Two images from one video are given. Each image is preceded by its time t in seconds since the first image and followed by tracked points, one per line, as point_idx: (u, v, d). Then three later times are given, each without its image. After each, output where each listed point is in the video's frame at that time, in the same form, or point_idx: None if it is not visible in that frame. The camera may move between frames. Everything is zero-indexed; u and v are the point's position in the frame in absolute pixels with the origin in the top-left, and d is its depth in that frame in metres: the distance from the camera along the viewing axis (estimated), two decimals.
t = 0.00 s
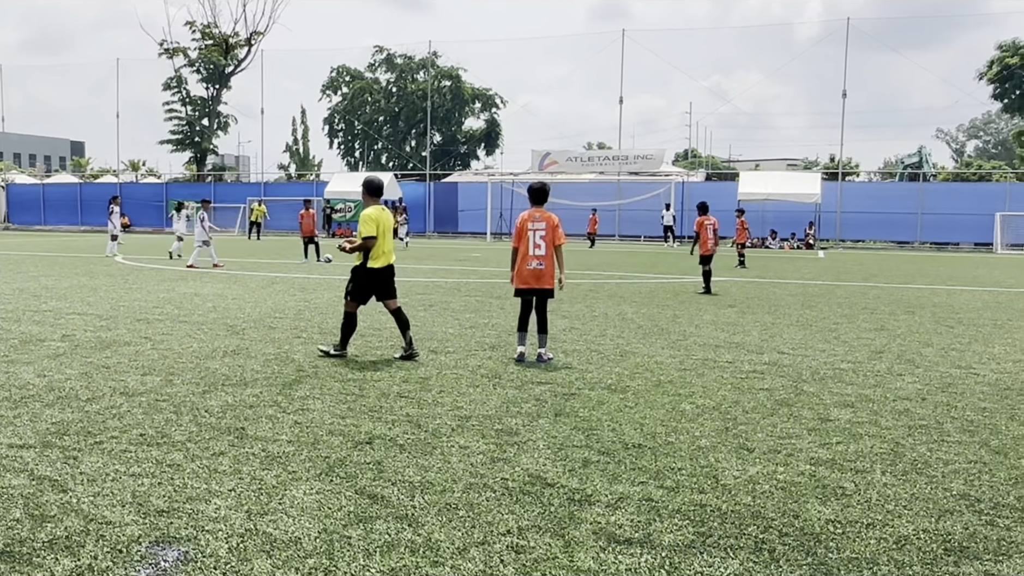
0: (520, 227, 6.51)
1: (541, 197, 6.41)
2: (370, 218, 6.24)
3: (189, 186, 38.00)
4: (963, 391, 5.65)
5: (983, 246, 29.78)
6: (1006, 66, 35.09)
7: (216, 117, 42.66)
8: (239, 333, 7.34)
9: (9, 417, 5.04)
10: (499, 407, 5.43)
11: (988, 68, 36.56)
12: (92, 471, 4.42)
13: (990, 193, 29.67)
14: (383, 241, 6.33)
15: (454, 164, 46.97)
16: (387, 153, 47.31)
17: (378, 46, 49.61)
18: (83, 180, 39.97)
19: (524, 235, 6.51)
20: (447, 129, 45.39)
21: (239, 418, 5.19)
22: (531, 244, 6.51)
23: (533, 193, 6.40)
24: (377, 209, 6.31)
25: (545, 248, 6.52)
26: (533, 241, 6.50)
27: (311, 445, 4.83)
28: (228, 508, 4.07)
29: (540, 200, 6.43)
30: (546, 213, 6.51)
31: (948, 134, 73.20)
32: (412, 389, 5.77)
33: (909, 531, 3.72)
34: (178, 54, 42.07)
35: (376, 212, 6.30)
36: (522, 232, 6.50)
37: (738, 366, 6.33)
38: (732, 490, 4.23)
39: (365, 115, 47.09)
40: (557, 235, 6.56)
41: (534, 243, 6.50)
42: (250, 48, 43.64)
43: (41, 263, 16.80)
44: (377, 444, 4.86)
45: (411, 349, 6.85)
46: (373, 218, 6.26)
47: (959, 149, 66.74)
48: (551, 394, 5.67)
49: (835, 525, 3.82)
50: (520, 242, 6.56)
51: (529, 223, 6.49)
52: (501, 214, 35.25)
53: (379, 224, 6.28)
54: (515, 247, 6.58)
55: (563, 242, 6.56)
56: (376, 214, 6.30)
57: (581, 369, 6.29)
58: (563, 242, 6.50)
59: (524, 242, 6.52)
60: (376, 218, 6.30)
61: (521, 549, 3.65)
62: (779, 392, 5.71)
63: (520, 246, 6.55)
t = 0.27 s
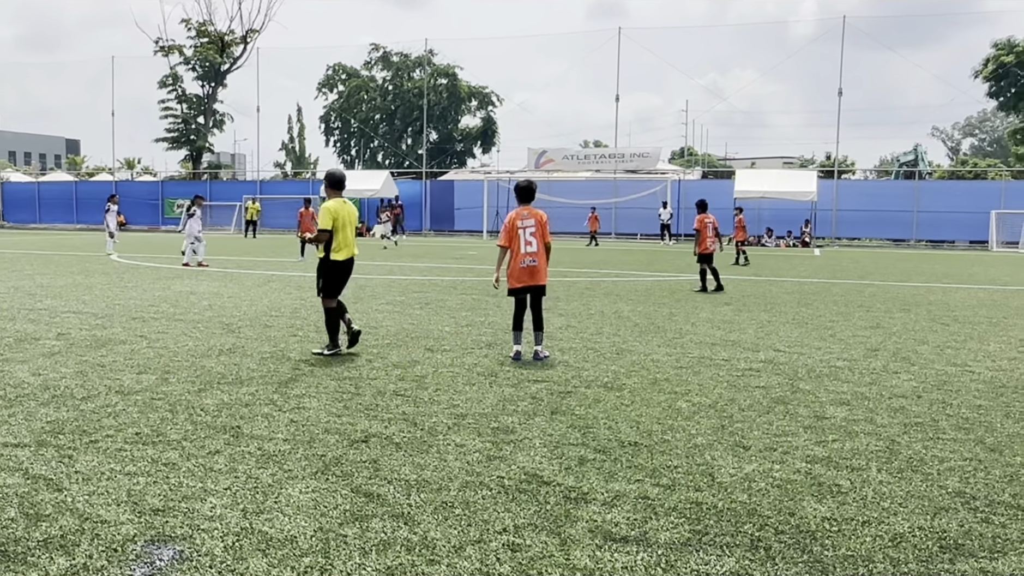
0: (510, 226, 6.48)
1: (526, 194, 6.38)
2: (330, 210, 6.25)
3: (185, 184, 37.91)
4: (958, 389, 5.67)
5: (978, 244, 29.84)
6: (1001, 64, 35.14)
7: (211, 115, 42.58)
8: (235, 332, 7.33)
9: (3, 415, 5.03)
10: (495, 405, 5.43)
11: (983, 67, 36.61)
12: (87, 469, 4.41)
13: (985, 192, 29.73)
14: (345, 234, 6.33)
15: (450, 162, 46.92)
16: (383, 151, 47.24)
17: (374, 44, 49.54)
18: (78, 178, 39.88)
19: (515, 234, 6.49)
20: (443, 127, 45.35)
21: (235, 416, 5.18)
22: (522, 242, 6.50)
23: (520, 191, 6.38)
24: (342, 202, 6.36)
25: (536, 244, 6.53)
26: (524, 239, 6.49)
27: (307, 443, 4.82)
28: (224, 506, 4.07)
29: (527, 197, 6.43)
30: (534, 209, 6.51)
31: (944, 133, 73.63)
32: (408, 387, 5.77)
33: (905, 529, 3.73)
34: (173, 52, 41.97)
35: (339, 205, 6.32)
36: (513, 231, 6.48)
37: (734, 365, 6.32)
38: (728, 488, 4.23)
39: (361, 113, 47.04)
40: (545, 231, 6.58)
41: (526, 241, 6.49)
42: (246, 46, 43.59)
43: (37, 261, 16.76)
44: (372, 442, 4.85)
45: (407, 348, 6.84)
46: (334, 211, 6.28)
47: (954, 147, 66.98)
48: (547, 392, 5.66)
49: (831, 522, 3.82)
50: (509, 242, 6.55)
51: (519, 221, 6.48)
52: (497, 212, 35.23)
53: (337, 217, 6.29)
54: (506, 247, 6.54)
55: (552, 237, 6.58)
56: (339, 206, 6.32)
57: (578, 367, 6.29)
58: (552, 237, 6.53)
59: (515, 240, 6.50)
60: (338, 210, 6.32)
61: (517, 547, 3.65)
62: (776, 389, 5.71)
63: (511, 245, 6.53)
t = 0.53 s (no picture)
0: (502, 227, 6.49)
1: (517, 192, 6.35)
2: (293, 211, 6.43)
3: (179, 182, 37.80)
4: (953, 386, 5.67)
5: (972, 242, 29.88)
6: (996, 62, 35.19)
7: (206, 113, 42.47)
8: (230, 330, 7.31)
9: None
10: (490, 404, 5.42)
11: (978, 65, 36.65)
12: (80, 469, 4.40)
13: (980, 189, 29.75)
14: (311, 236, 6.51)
15: (446, 159, 46.87)
16: (378, 149, 47.19)
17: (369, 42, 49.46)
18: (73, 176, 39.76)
19: (506, 234, 6.50)
20: (438, 125, 45.29)
21: (229, 415, 5.17)
22: (514, 241, 6.50)
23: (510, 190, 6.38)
24: (308, 205, 6.59)
25: (529, 242, 6.51)
26: (516, 238, 6.49)
27: (301, 442, 4.81)
28: (218, 505, 4.06)
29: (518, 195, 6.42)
30: (525, 208, 6.50)
31: (938, 130, 73.76)
32: (403, 386, 5.76)
33: (899, 527, 3.73)
34: (168, 50, 41.85)
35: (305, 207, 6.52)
36: (504, 231, 6.49)
37: (730, 363, 6.32)
38: (722, 486, 4.24)
39: (356, 111, 46.95)
40: (539, 228, 6.55)
41: (518, 240, 6.49)
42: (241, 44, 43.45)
43: (30, 260, 16.69)
44: (367, 441, 4.85)
45: (402, 346, 6.83)
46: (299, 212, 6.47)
47: (949, 145, 67.10)
48: (542, 391, 5.66)
49: (825, 520, 3.83)
50: (503, 241, 6.57)
51: (510, 220, 6.48)
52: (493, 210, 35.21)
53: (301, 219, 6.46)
54: (500, 247, 6.56)
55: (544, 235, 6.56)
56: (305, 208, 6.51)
57: (572, 365, 6.29)
58: (542, 234, 6.51)
59: (507, 240, 6.52)
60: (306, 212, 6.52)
61: (512, 546, 3.65)
62: (771, 388, 5.72)
63: (505, 245, 6.55)
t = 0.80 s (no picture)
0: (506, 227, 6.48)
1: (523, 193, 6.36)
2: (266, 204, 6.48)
3: (174, 181, 37.70)
4: (946, 384, 5.69)
5: (967, 241, 29.94)
6: (990, 61, 35.26)
7: (201, 111, 42.38)
8: (224, 329, 7.30)
9: None
10: (484, 402, 5.41)
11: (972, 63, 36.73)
12: (73, 468, 4.39)
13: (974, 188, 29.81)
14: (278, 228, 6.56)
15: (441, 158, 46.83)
16: (374, 147, 47.16)
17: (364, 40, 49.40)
18: (67, 175, 39.66)
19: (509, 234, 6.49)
20: (433, 123, 45.26)
21: (223, 414, 5.16)
22: (516, 242, 6.48)
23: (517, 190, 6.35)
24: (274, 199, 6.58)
25: (530, 244, 6.47)
26: (517, 239, 6.46)
27: (296, 441, 4.81)
28: (212, 504, 4.06)
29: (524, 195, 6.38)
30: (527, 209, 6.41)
31: (933, 129, 74.02)
32: (398, 384, 5.75)
33: (892, 525, 3.74)
34: (162, 48, 41.76)
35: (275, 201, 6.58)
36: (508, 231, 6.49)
37: (724, 361, 6.33)
38: (716, 484, 4.24)
39: (351, 109, 46.88)
40: (543, 229, 6.46)
41: (519, 242, 6.47)
42: (235, 42, 43.35)
43: (23, 259, 16.64)
44: (362, 439, 4.84)
45: (396, 345, 6.82)
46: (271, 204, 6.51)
47: (943, 144, 67.33)
48: (537, 389, 5.66)
49: (819, 518, 3.83)
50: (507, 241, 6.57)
51: (513, 222, 6.45)
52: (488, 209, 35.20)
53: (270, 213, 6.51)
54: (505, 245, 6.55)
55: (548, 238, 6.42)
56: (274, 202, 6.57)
57: (567, 364, 6.29)
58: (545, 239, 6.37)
59: (509, 240, 6.51)
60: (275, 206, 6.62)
61: (506, 544, 3.65)
62: (765, 385, 5.73)
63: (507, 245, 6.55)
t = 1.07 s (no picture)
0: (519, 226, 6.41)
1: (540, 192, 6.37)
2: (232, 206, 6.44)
3: (169, 180, 37.63)
4: (941, 383, 5.70)
5: (962, 240, 29.98)
6: (985, 61, 35.33)
7: (196, 110, 42.32)
8: (220, 328, 7.29)
9: None
10: (479, 402, 5.40)
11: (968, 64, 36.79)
12: (68, 467, 4.39)
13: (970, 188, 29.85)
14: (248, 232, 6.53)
15: (437, 157, 46.80)
16: (370, 147, 47.14)
17: (359, 40, 49.37)
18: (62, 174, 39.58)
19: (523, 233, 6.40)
20: (429, 122, 45.25)
21: (218, 413, 5.15)
22: (528, 242, 6.39)
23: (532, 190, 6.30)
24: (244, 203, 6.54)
25: (541, 245, 6.37)
26: (530, 239, 6.38)
27: (291, 440, 4.81)
28: (206, 504, 4.05)
29: (539, 195, 6.33)
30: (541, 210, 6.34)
31: (929, 129, 74.23)
32: (394, 383, 5.75)
33: (887, 523, 3.74)
34: (158, 47, 41.67)
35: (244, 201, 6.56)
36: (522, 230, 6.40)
37: (719, 360, 6.34)
38: (712, 483, 4.24)
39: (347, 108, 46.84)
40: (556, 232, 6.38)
41: (532, 242, 6.38)
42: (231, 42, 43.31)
43: (19, 258, 16.61)
44: (357, 439, 4.84)
45: (393, 344, 6.82)
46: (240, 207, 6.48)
47: (938, 144, 67.49)
48: (533, 388, 5.66)
49: (814, 516, 3.83)
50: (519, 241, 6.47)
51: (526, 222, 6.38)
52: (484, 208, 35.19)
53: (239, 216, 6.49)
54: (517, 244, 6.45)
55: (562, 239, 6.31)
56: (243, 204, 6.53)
57: (563, 363, 6.28)
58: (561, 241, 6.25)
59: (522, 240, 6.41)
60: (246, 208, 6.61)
61: (500, 543, 3.65)
62: (760, 384, 5.74)
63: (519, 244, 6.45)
